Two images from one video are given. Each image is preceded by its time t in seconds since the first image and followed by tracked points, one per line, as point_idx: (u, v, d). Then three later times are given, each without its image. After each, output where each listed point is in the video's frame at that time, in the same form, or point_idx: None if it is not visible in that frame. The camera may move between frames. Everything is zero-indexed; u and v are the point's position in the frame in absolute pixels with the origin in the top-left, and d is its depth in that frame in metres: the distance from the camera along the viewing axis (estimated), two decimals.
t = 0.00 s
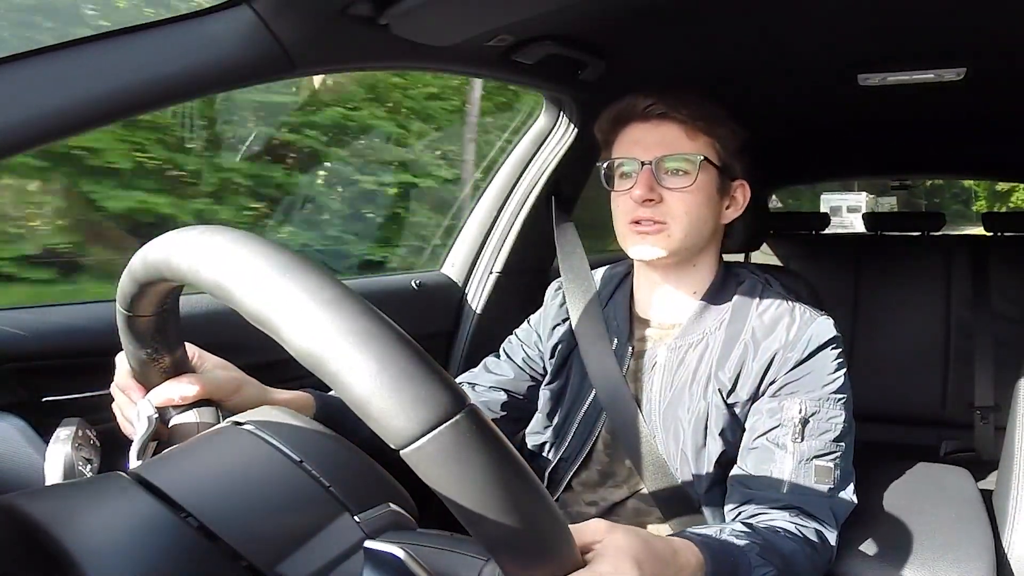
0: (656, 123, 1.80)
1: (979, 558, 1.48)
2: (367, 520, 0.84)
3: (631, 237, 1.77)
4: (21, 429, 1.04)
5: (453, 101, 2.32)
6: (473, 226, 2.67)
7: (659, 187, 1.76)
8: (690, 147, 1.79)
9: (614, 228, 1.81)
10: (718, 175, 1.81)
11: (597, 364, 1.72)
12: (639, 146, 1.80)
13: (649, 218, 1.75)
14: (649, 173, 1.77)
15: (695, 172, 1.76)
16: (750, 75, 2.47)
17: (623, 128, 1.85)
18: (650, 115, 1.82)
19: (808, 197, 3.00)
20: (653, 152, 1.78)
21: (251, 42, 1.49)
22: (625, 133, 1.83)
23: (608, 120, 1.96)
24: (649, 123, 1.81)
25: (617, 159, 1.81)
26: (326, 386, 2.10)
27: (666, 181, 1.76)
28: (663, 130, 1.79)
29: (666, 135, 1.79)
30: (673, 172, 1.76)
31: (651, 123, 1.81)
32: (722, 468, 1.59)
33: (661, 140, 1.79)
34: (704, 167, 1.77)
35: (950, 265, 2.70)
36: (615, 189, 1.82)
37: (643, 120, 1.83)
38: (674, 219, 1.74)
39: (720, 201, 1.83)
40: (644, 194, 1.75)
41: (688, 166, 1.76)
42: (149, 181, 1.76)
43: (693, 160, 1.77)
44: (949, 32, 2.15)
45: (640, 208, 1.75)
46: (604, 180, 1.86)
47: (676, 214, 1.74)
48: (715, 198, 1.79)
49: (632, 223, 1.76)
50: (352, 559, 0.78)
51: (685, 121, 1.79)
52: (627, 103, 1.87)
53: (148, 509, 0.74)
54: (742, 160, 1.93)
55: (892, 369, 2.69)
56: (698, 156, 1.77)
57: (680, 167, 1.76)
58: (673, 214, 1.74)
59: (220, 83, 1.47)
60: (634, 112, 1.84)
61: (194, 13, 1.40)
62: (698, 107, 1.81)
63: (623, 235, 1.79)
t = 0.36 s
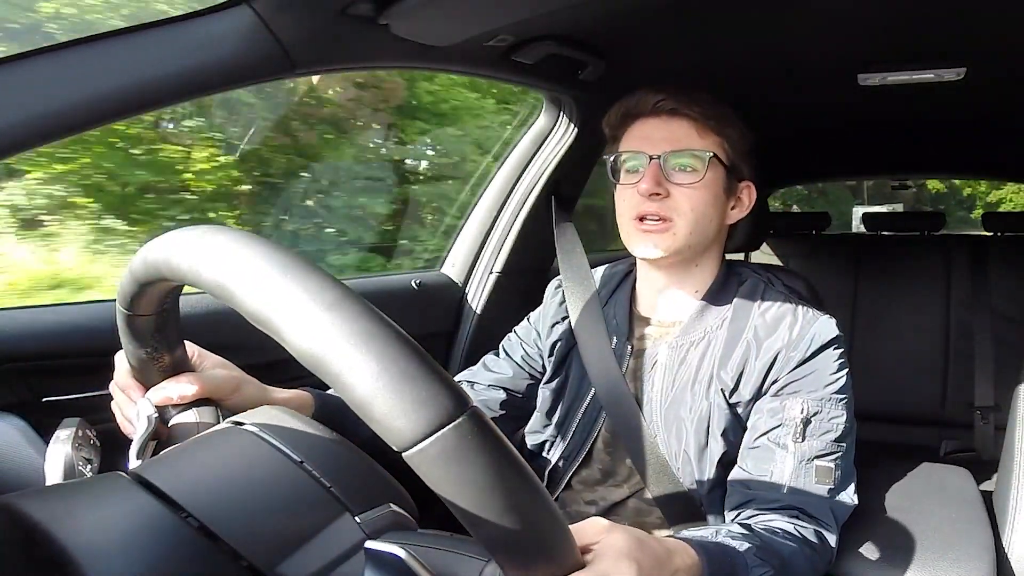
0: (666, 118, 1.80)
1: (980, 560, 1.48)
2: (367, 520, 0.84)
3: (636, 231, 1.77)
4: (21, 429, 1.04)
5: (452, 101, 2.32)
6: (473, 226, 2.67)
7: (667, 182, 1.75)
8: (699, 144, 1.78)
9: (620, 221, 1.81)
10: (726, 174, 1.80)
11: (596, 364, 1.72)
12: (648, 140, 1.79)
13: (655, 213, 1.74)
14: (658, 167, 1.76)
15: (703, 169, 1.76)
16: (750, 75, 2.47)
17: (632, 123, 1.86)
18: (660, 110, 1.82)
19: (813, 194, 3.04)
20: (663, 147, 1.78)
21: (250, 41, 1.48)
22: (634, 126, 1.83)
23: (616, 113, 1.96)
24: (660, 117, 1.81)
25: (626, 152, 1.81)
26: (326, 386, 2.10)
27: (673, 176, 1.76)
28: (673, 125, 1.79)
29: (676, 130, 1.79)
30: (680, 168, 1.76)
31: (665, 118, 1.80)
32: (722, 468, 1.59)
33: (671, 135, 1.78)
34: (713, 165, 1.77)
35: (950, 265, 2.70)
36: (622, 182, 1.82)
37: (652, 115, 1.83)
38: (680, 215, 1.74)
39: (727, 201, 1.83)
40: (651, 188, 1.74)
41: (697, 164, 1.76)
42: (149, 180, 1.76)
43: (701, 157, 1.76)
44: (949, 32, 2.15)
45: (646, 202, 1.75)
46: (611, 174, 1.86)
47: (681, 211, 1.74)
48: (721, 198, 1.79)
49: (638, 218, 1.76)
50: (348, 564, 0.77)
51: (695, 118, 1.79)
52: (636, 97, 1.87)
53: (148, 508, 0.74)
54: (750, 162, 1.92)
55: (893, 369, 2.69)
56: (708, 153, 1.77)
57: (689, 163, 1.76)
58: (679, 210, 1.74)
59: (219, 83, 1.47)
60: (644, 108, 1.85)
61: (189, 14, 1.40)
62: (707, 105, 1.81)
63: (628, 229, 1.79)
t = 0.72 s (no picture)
0: (660, 122, 1.80)
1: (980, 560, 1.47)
2: (366, 518, 0.85)
3: (632, 239, 1.77)
4: (20, 429, 1.04)
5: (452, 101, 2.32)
6: (473, 226, 2.67)
7: (661, 187, 1.75)
8: (693, 147, 1.78)
9: (615, 227, 1.81)
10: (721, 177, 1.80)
11: (594, 365, 1.72)
12: (643, 145, 1.79)
13: (650, 220, 1.75)
14: (652, 173, 1.76)
15: (698, 173, 1.76)
16: (750, 75, 2.46)
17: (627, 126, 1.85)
18: (654, 113, 1.81)
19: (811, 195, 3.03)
20: (657, 152, 1.78)
21: (251, 41, 1.49)
22: (629, 130, 1.83)
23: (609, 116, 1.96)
24: (654, 121, 1.81)
25: (620, 156, 1.81)
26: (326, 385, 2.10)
27: (668, 181, 1.76)
28: (667, 130, 1.79)
29: (670, 134, 1.79)
30: (674, 173, 1.76)
31: (658, 122, 1.80)
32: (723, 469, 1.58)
33: (665, 139, 1.79)
34: (708, 168, 1.77)
35: (949, 265, 2.70)
36: (617, 188, 1.81)
37: (647, 119, 1.82)
38: (675, 221, 1.74)
39: (723, 203, 1.83)
40: (645, 194, 1.74)
41: (691, 168, 1.76)
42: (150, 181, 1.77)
43: (696, 161, 1.76)
44: (949, 32, 2.15)
45: (641, 209, 1.75)
46: (606, 179, 1.87)
47: (677, 217, 1.74)
48: (717, 200, 1.79)
49: (633, 225, 1.76)
50: (352, 559, 0.78)
51: (689, 121, 1.79)
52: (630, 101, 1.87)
53: (147, 508, 0.74)
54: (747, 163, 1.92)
55: (892, 369, 2.70)
56: (702, 156, 1.76)
57: (683, 168, 1.76)
58: (675, 216, 1.74)
59: (218, 83, 1.47)
60: (638, 111, 1.84)
61: (187, 13, 1.40)
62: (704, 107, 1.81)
63: (624, 235, 1.79)
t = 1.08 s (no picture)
0: (663, 122, 1.80)
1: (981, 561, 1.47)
2: (365, 518, 0.85)
3: (635, 239, 1.77)
4: (20, 429, 1.04)
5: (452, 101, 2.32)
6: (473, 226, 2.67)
7: (665, 187, 1.76)
8: (696, 147, 1.78)
9: (619, 228, 1.81)
10: (725, 176, 1.81)
11: (595, 364, 1.72)
12: (647, 144, 1.79)
13: (654, 220, 1.74)
14: (656, 172, 1.76)
15: (702, 172, 1.76)
16: (750, 75, 2.46)
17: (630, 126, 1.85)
18: (657, 114, 1.81)
19: (809, 196, 2.99)
20: (662, 151, 1.78)
21: (251, 41, 1.49)
22: (633, 131, 1.83)
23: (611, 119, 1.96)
24: (658, 121, 1.80)
25: (624, 156, 1.81)
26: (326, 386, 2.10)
27: (671, 181, 1.76)
28: (671, 129, 1.79)
29: (674, 133, 1.79)
30: (678, 172, 1.76)
31: (660, 122, 1.80)
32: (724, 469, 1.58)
33: (668, 138, 1.79)
34: (712, 167, 1.77)
35: (950, 265, 2.70)
36: (621, 189, 1.82)
37: (650, 118, 1.82)
38: (678, 220, 1.74)
39: (728, 203, 1.83)
40: (649, 194, 1.74)
41: (695, 167, 1.76)
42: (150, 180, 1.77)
43: (700, 160, 1.76)
44: (949, 32, 2.15)
45: (645, 209, 1.75)
46: (609, 180, 1.87)
47: (681, 216, 1.74)
48: (721, 200, 1.79)
49: (637, 225, 1.76)
50: (349, 558, 0.77)
51: (693, 120, 1.79)
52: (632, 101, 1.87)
53: (147, 508, 0.74)
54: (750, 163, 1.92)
55: (892, 369, 2.70)
56: (706, 156, 1.77)
57: (688, 168, 1.76)
58: (679, 215, 1.74)
59: (218, 83, 1.47)
60: (642, 112, 1.83)
61: (189, 13, 1.40)
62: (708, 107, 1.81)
63: (628, 236, 1.79)
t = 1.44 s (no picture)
0: (659, 122, 1.79)
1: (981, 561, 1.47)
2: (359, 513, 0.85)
3: (632, 244, 1.77)
4: (19, 429, 1.04)
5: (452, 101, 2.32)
6: (472, 225, 2.66)
7: (660, 191, 1.75)
8: (692, 148, 1.78)
9: (616, 233, 1.80)
10: (722, 177, 1.80)
11: (592, 364, 1.72)
12: (644, 148, 1.79)
13: (651, 226, 1.74)
14: (651, 176, 1.76)
15: (698, 175, 1.76)
16: (750, 74, 2.46)
17: (626, 126, 1.85)
18: (653, 114, 1.80)
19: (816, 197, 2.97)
20: (657, 154, 1.77)
21: (251, 41, 1.49)
22: (628, 132, 1.82)
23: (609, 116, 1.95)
24: (654, 122, 1.79)
25: (620, 159, 1.81)
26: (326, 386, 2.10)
27: (667, 185, 1.76)
28: (666, 130, 1.79)
29: (670, 133, 1.78)
30: (674, 175, 1.76)
31: (656, 123, 1.79)
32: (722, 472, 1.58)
33: (663, 141, 1.78)
34: (708, 169, 1.77)
35: (950, 265, 2.70)
36: (618, 193, 1.81)
37: (644, 119, 1.81)
38: (675, 226, 1.74)
39: (726, 203, 1.83)
40: (644, 199, 1.74)
41: (691, 169, 1.76)
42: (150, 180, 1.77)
43: (696, 163, 1.76)
44: (949, 32, 2.15)
45: (641, 215, 1.75)
46: (606, 183, 1.87)
47: (678, 221, 1.74)
48: (719, 202, 1.79)
49: (634, 230, 1.76)
50: (344, 555, 0.77)
51: (688, 120, 1.79)
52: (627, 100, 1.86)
53: (145, 507, 0.74)
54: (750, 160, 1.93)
55: (892, 369, 2.70)
56: (702, 158, 1.76)
57: (683, 171, 1.76)
58: (675, 221, 1.74)
59: (218, 83, 1.47)
60: (637, 111, 1.82)
61: (191, 12, 1.40)
62: (705, 105, 1.80)
63: (624, 240, 1.79)
